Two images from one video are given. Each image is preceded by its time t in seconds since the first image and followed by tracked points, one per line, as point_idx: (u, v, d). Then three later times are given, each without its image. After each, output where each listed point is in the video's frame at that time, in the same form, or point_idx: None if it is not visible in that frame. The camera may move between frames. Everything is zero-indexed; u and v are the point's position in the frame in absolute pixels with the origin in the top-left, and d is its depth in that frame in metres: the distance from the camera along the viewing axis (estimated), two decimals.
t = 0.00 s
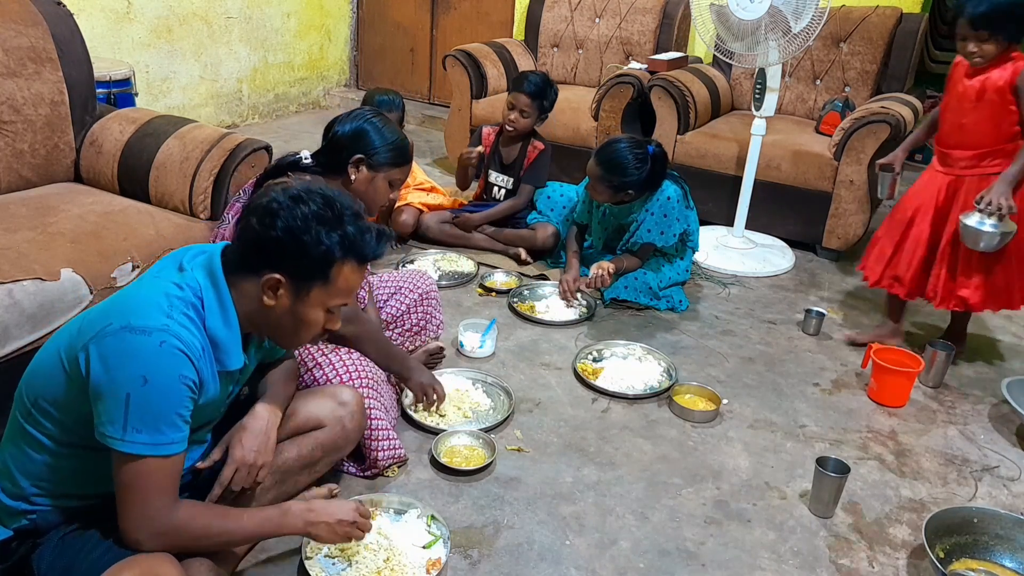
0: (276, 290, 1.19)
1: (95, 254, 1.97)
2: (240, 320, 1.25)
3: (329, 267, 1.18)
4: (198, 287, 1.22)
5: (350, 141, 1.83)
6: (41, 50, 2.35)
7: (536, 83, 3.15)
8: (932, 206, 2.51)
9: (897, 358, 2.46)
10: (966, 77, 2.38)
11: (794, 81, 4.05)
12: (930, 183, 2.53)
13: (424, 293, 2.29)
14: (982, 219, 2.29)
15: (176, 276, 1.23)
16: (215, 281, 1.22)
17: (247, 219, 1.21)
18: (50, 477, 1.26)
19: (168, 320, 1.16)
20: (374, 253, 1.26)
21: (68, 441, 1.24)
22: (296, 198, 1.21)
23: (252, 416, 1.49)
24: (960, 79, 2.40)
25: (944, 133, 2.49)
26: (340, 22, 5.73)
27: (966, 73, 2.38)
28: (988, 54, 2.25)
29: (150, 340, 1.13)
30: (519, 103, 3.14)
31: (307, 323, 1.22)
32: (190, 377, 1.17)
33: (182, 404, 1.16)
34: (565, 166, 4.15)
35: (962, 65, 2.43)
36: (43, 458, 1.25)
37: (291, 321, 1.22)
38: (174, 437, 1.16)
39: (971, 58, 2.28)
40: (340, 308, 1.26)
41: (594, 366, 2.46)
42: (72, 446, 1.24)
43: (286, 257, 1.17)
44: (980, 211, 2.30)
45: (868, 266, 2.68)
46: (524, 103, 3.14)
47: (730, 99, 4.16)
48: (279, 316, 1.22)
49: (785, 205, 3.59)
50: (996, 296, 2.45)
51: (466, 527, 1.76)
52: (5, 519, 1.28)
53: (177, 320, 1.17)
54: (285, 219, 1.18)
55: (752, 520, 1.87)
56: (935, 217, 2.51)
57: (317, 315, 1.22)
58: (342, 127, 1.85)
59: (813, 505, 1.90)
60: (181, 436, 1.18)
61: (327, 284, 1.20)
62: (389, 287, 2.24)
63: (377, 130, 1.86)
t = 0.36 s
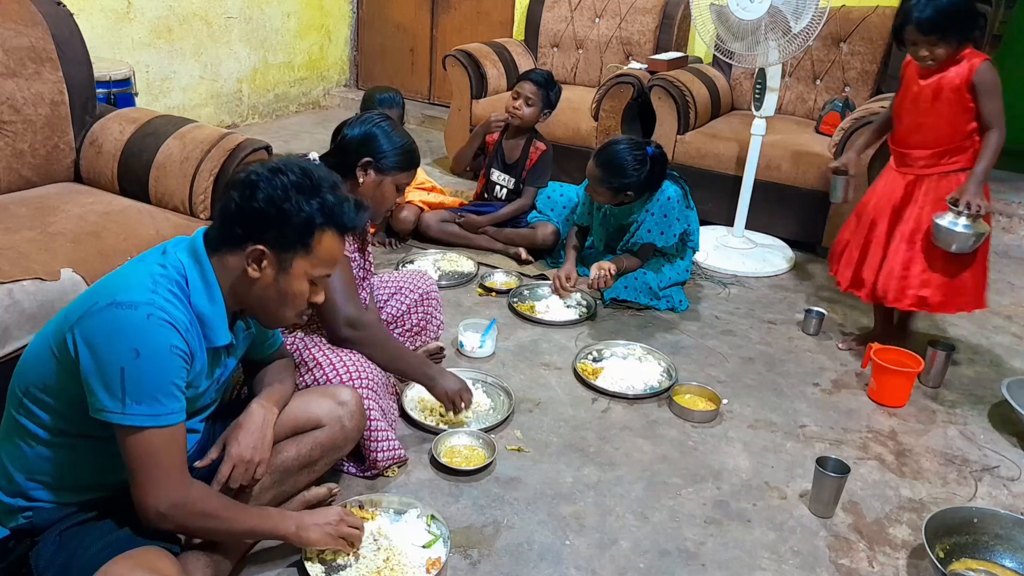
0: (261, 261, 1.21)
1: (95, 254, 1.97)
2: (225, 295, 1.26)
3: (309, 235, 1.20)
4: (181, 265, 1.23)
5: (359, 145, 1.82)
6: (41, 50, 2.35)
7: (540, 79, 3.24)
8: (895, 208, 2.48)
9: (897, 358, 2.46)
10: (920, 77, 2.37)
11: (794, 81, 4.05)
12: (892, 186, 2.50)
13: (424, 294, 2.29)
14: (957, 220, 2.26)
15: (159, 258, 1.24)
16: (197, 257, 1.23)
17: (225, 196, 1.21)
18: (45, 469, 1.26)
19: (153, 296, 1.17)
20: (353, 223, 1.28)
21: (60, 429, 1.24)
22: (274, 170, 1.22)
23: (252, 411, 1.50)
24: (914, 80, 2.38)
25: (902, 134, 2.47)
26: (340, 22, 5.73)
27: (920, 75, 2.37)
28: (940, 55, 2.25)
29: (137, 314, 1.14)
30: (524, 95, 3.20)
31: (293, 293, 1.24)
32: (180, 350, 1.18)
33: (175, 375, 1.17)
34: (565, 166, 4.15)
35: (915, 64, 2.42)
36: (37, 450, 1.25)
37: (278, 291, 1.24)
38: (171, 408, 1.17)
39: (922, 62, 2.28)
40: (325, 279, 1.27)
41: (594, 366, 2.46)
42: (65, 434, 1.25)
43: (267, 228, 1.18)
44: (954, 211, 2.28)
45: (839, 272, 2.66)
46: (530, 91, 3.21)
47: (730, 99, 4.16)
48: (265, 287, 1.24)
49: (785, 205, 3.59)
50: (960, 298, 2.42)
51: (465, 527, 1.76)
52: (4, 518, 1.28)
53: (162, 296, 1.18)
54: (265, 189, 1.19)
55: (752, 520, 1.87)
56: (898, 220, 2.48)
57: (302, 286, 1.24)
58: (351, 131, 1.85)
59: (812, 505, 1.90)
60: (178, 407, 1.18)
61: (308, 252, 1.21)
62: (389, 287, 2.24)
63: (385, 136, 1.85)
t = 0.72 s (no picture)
0: (254, 242, 1.23)
1: (95, 254, 1.97)
2: (218, 284, 1.27)
3: (295, 206, 1.23)
4: (175, 254, 1.23)
5: (361, 146, 1.82)
6: (41, 50, 2.35)
7: (545, 79, 3.25)
8: (868, 213, 2.45)
9: (898, 358, 2.46)
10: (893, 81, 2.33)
11: (795, 81, 4.05)
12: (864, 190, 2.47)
13: (424, 294, 2.29)
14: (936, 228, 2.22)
15: (152, 249, 1.25)
16: (191, 246, 1.24)
17: (199, 186, 1.20)
18: (42, 465, 1.26)
19: (148, 283, 1.17)
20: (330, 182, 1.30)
21: (56, 423, 1.24)
22: (244, 149, 1.21)
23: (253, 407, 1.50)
24: (888, 84, 2.35)
25: (874, 137, 2.44)
26: (340, 22, 5.73)
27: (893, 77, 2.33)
28: (914, 58, 2.21)
29: (132, 300, 1.14)
30: (528, 94, 3.21)
31: (291, 264, 1.27)
32: (175, 336, 1.18)
33: (171, 360, 1.17)
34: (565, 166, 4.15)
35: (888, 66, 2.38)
36: (34, 445, 1.25)
37: (276, 266, 1.27)
38: (169, 393, 1.17)
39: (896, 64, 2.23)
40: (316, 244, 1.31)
41: (594, 366, 2.46)
42: (63, 428, 1.24)
43: (251, 206, 1.19)
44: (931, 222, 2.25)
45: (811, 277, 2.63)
46: (536, 90, 3.22)
47: (730, 99, 4.16)
48: (262, 266, 1.26)
49: (785, 205, 3.59)
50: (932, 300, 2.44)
51: (465, 527, 1.76)
52: (4, 518, 1.28)
53: (157, 283, 1.18)
54: (242, 170, 1.18)
55: (752, 520, 1.87)
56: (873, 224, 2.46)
57: (298, 256, 1.28)
58: (352, 131, 1.85)
59: (812, 505, 1.90)
60: (176, 393, 1.18)
61: (297, 222, 1.24)
62: (389, 287, 2.24)
63: (386, 137, 1.84)
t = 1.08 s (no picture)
0: (244, 238, 1.23)
1: (94, 254, 1.97)
2: (217, 283, 1.27)
3: (281, 195, 1.23)
4: (173, 255, 1.23)
5: (359, 146, 1.82)
6: (41, 50, 2.35)
7: (545, 79, 3.25)
8: (833, 220, 2.32)
9: (898, 358, 2.46)
10: (846, 79, 2.20)
11: (795, 81, 4.05)
12: (824, 196, 2.33)
13: (424, 294, 2.29)
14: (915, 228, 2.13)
15: (151, 249, 1.25)
16: (189, 246, 1.24)
17: (181, 188, 1.21)
18: (43, 466, 1.26)
19: (147, 285, 1.17)
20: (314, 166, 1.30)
21: (57, 424, 1.24)
22: (222, 146, 1.21)
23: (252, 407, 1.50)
24: (840, 82, 2.21)
25: (829, 139, 2.30)
26: (340, 22, 5.73)
27: (846, 76, 2.20)
28: (869, 55, 2.09)
29: (130, 303, 1.14)
30: (529, 95, 3.21)
31: (285, 254, 1.28)
32: (175, 338, 1.18)
33: (172, 363, 1.17)
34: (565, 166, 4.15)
35: (836, 63, 2.25)
36: (35, 445, 1.25)
37: (271, 258, 1.27)
38: (169, 396, 1.16)
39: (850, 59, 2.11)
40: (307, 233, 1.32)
41: (594, 366, 2.46)
42: (63, 429, 1.24)
43: (236, 201, 1.20)
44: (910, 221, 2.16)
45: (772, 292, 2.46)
46: (535, 91, 3.22)
47: (730, 99, 4.16)
48: (256, 260, 1.27)
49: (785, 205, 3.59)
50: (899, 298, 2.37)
51: (465, 527, 1.76)
52: (4, 518, 1.28)
53: (156, 285, 1.18)
54: (223, 167, 1.19)
55: (752, 520, 1.87)
56: (837, 231, 2.33)
57: (292, 246, 1.28)
58: (350, 130, 1.84)
59: (812, 505, 1.90)
60: (177, 396, 1.18)
61: (285, 212, 1.25)
62: (389, 287, 2.25)
63: (385, 136, 1.83)
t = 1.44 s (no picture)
0: (245, 252, 1.23)
1: (95, 254, 1.97)
2: (218, 292, 1.26)
3: (283, 212, 1.22)
4: (176, 267, 1.22)
5: (357, 144, 1.82)
6: (41, 50, 2.35)
7: (540, 78, 3.26)
8: (808, 237, 2.16)
9: (897, 358, 2.46)
10: (818, 85, 2.07)
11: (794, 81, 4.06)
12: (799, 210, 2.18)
13: (424, 294, 2.29)
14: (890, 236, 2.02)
15: (154, 259, 1.24)
16: (191, 258, 1.24)
17: (185, 196, 1.21)
18: (42, 470, 1.26)
19: (147, 300, 1.17)
20: (321, 182, 1.28)
21: (56, 430, 1.24)
22: (226, 158, 1.20)
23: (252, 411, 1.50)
24: (812, 88, 2.08)
25: (801, 150, 2.16)
26: (340, 22, 5.73)
27: (817, 82, 2.07)
28: (837, 61, 1.97)
29: (129, 319, 1.13)
30: (525, 96, 3.22)
31: (287, 269, 1.26)
32: (171, 354, 1.17)
33: (166, 380, 1.16)
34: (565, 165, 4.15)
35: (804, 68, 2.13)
36: (33, 450, 1.25)
37: (271, 273, 1.26)
38: (160, 415, 1.16)
39: (817, 67, 1.99)
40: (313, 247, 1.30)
41: (594, 366, 2.46)
42: (62, 435, 1.24)
43: (236, 216, 1.19)
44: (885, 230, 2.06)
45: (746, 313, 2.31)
46: (531, 92, 3.23)
47: (730, 99, 4.16)
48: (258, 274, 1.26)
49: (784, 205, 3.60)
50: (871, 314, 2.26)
51: (465, 527, 1.76)
52: (3, 518, 1.28)
53: (156, 300, 1.18)
54: (225, 180, 1.18)
55: (752, 520, 1.87)
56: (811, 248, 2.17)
57: (294, 260, 1.26)
58: (346, 131, 1.84)
59: (812, 505, 1.90)
60: (169, 414, 1.18)
61: (287, 228, 1.23)
62: (389, 288, 2.25)
63: (382, 133, 1.83)
